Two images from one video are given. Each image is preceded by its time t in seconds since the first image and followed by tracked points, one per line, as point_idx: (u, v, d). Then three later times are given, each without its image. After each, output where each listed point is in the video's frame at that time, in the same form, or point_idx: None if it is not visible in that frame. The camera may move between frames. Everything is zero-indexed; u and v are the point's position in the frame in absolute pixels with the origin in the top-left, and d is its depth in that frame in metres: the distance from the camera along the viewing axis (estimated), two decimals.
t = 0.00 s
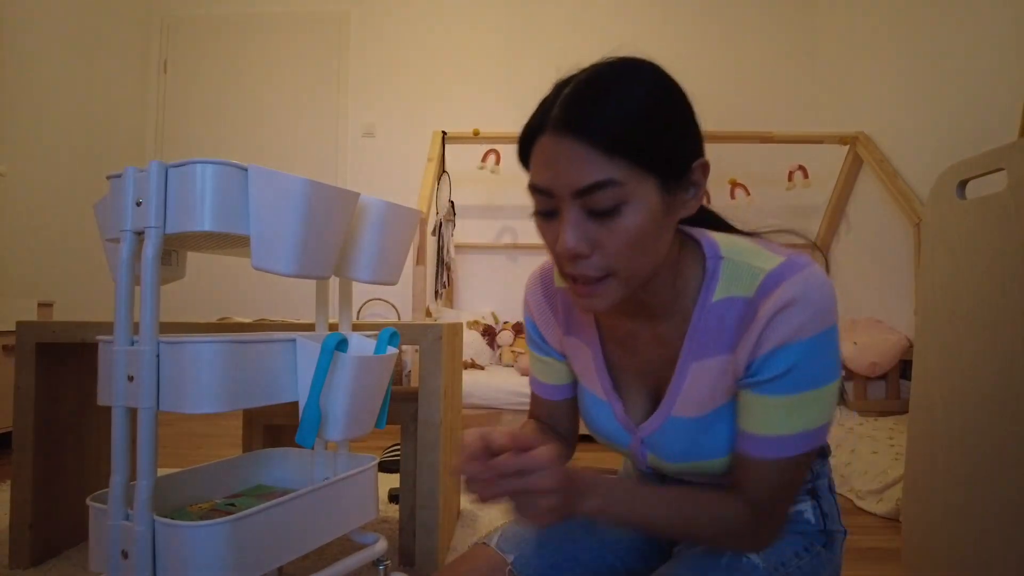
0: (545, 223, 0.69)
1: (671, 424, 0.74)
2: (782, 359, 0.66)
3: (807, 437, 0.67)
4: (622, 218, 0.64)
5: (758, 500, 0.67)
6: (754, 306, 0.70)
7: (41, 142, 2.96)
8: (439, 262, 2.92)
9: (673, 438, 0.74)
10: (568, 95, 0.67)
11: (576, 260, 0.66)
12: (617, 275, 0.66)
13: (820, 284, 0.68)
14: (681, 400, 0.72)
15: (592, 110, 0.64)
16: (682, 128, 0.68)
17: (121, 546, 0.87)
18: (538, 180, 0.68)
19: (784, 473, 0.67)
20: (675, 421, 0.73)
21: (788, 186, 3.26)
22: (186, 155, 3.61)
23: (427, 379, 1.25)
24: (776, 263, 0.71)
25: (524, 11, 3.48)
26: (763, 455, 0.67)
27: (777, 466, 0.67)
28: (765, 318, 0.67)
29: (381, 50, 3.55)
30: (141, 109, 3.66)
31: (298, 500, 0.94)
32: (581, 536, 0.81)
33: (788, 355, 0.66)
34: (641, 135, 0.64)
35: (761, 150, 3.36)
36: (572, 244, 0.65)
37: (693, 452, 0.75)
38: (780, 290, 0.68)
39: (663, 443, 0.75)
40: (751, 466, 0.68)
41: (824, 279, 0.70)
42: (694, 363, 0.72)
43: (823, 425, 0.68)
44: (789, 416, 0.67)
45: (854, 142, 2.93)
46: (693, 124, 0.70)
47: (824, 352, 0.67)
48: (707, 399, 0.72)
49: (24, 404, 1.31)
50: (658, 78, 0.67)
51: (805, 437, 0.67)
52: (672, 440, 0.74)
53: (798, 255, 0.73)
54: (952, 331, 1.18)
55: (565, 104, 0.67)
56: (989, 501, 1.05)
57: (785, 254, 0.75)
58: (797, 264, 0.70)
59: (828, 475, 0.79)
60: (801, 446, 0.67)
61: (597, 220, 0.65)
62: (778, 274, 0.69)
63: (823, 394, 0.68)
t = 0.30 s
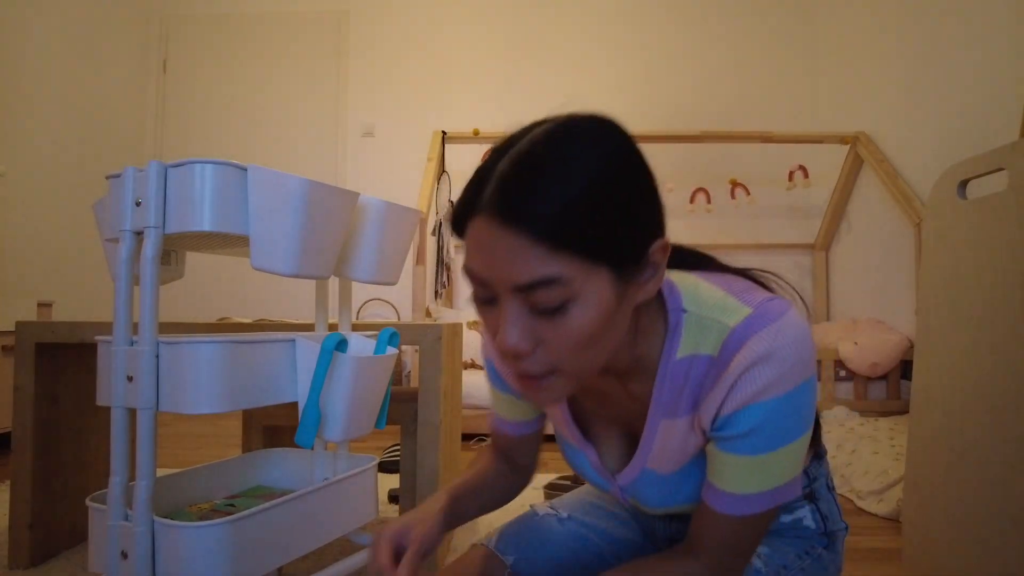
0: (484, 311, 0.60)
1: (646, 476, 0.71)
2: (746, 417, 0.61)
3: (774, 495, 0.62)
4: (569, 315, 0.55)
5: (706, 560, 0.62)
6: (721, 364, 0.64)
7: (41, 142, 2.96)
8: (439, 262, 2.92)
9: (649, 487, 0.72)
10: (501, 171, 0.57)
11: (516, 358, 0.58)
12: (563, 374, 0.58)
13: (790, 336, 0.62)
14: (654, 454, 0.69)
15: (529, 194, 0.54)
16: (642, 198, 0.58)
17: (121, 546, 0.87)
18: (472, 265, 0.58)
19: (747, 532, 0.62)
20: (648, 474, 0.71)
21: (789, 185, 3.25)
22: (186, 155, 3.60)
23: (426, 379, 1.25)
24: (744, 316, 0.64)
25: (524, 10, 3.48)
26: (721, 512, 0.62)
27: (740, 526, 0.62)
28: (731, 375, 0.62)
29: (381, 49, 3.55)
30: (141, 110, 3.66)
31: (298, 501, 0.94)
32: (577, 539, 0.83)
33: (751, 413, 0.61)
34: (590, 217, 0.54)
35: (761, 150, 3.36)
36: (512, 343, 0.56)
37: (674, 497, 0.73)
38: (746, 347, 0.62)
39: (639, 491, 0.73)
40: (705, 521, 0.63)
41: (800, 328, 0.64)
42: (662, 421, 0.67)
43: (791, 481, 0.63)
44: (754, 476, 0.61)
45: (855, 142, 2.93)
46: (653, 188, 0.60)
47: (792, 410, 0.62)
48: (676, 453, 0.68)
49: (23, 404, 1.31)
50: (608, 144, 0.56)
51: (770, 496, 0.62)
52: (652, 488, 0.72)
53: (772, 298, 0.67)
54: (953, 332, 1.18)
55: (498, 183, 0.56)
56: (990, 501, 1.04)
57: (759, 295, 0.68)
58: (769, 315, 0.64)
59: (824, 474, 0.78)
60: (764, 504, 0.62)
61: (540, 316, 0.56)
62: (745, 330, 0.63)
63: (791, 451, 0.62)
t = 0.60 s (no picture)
0: (464, 358, 0.60)
1: (642, 497, 0.72)
2: (733, 437, 0.61)
3: (763, 509, 0.63)
4: (553, 367, 0.56)
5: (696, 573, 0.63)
6: (709, 386, 0.64)
7: (40, 142, 2.95)
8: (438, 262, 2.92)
9: (645, 506, 0.73)
10: (472, 221, 0.56)
11: (500, 410, 0.58)
12: (547, 424, 0.59)
13: (778, 355, 0.62)
14: (648, 476, 0.70)
15: (502, 247, 0.53)
16: (623, 236, 0.57)
17: (121, 546, 0.87)
18: (449, 319, 0.58)
19: (738, 544, 0.64)
20: (644, 496, 0.72)
21: (789, 185, 3.25)
22: (186, 156, 3.60)
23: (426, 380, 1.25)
24: (729, 336, 0.64)
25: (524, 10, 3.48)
26: (712, 529, 0.63)
27: (730, 540, 0.63)
28: (718, 396, 0.62)
29: (381, 49, 3.55)
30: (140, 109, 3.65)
31: (296, 501, 0.94)
32: (579, 541, 0.83)
33: (739, 434, 0.61)
34: (570, 264, 0.54)
35: (761, 150, 3.36)
36: (495, 397, 0.57)
37: (670, 514, 0.74)
38: (735, 369, 0.62)
39: (635, 511, 0.74)
40: (695, 533, 0.65)
41: (789, 345, 0.64)
42: (652, 443, 0.68)
43: (778, 494, 0.64)
44: (744, 493, 0.62)
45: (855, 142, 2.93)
46: (635, 221, 0.59)
47: (782, 430, 0.62)
48: (668, 474, 0.70)
49: (24, 404, 1.30)
50: (584, 187, 0.55)
51: (758, 510, 0.63)
52: (648, 509, 0.73)
53: (760, 315, 0.66)
54: (953, 332, 1.18)
55: (469, 235, 0.55)
56: (990, 501, 1.05)
57: (746, 311, 0.67)
58: (757, 335, 0.64)
59: (826, 476, 0.79)
60: (755, 517, 0.63)
61: (523, 368, 0.56)
62: (732, 350, 0.63)
63: (780, 466, 0.63)
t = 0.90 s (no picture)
0: (464, 393, 0.61)
1: (644, 511, 0.72)
2: (735, 453, 0.62)
3: (763, 518, 0.64)
4: (556, 404, 0.56)
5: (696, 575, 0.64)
6: (711, 402, 0.64)
7: (40, 142, 2.96)
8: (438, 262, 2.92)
9: (647, 521, 0.73)
10: (467, 255, 0.55)
11: (503, 446, 0.59)
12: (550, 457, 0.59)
13: (780, 368, 0.62)
14: (649, 491, 0.70)
15: (499, 285, 0.53)
16: (623, 260, 0.56)
17: (121, 546, 0.87)
18: (448, 358, 0.58)
19: (739, 552, 0.65)
20: (646, 510, 0.72)
21: (789, 186, 3.25)
22: (185, 156, 3.60)
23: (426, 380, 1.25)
24: (730, 349, 0.64)
25: (524, 10, 3.48)
26: (715, 539, 0.64)
27: (731, 549, 0.64)
28: (720, 412, 0.62)
29: (380, 49, 3.55)
30: (140, 109, 3.65)
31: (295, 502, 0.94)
32: (580, 542, 0.83)
33: (741, 448, 0.61)
34: (570, 294, 0.53)
35: (760, 150, 3.36)
36: (498, 436, 0.57)
37: (671, 525, 0.74)
38: (737, 383, 0.62)
39: (637, 526, 0.74)
40: (695, 543, 0.66)
41: (790, 357, 0.64)
42: (653, 459, 0.68)
43: (778, 503, 0.65)
44: (746, 505, 0.63)
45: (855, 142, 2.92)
46: (633, 243, 0.59)
47: (783, 443, 0.63)
48: (669, 490, 0.70)
49: (24, 404, 1.30)
50: (580, 217, 0.54)
51: (759, 520, 0.64)
52: (651, 522, 0.73)
53: (762, 325, 0.66)
54: (953, 332, 1.18)
55: (464, 272, 0.55)
56: (989, 500, 1.05)
57: (748, 321, 0.67)
58: (759, 349, 0.63)
59: (827, 476, 0.79)
60: (756, 526, 0.64)
61: (526, 405, 0.57)
62: (734, 364, 0.63)
63: (781, 477, 0.64)
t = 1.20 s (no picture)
0: (462, 410, 0.61)
1: (645, 518, 0.72)
2: (736, 461, 0.62)
3: (764, 526, 0.65)
4: (557, 419, 0.56)
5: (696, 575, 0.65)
6: (711, 410, 0.64)
7: (40, 142, 2.96)
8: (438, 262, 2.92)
9: (648, 529, 0.73)
10: (463, 272, 0.55)
11: (503, 462, 0.59)
12: (550, 471, 0.60)
13: (781, 376, 0.62)
14: (650, 499, 0.70)
15: (495, 302, 0.53)
16: (621, 271, 0.56)
17: (121, 546, 0.87)
18: (446, 377, 0.58)
19: (739, 557, 0.65)
20: (647, 518, 0.72)
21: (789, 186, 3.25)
22: (185, 157, 3.60)
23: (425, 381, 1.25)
24: (730, 357, 0.63)
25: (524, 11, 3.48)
26: (716, 546, 0.65)
27: (734, 555, 0.65)
28: (721, 421, 0.62)
29: (380, 49, 3.55)
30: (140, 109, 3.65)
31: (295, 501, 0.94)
32: (582, 543, 0.83)
33: (742, 458, 0.62)
34: (568, 308, 0.53)
35: (760, 150, 3.36)
36: (498, 453, 0.58)
37: (672, 531, 0.74)
38: (738, 391, 0.62)
39: (639, 534, 0.74)
40: (697, 548, 0.66)
41: (791, 364, 0.63)
42: (654, 467, 0.68)
43: (779, 510, 0.65)
44: (747, 514, 0.63)
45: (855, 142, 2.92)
46: (630, 252, 0.58)
47: (784, 452, 0.63)
48: (669, 498, 0.70)
49: (24, 404, 1.30)
50: (575, 229, 0.54)
51: (760, 527, 0.64)
52: (652, 529, 0.73)
53: (763, 331, 0.66)
54: (953, 331, 1.18)
55: (460, 290, 0.55)
56: (989, 501, 1.05)
57: (748, 327, 0.67)
58: (760, 356, 0.63)
59: (830, 476, 0.79)
60: (757, 534, 0.64)
61: (525, 421, 0.57)
62: (735, 373, 0.63)
63: (783, 484, 0.64)
